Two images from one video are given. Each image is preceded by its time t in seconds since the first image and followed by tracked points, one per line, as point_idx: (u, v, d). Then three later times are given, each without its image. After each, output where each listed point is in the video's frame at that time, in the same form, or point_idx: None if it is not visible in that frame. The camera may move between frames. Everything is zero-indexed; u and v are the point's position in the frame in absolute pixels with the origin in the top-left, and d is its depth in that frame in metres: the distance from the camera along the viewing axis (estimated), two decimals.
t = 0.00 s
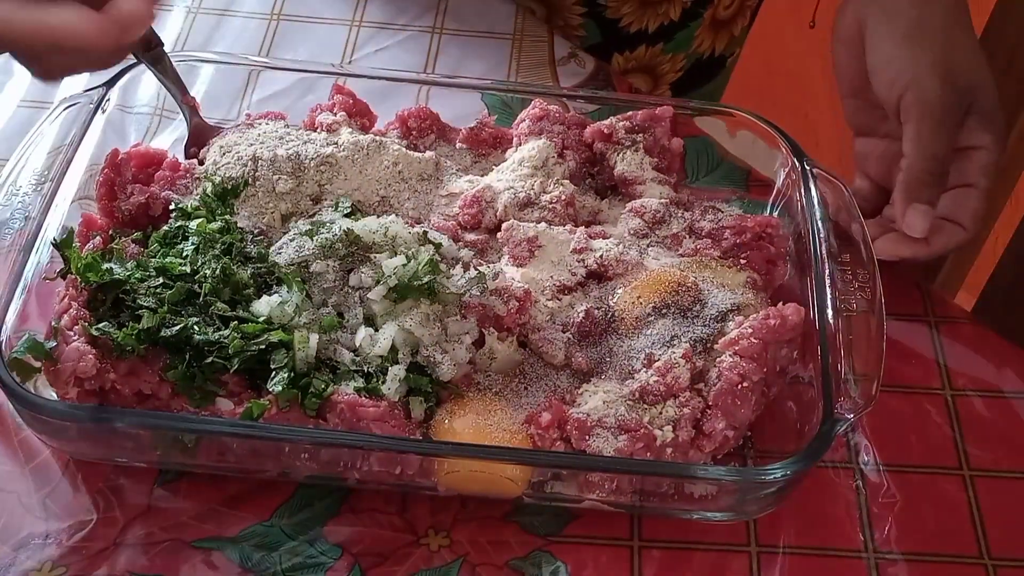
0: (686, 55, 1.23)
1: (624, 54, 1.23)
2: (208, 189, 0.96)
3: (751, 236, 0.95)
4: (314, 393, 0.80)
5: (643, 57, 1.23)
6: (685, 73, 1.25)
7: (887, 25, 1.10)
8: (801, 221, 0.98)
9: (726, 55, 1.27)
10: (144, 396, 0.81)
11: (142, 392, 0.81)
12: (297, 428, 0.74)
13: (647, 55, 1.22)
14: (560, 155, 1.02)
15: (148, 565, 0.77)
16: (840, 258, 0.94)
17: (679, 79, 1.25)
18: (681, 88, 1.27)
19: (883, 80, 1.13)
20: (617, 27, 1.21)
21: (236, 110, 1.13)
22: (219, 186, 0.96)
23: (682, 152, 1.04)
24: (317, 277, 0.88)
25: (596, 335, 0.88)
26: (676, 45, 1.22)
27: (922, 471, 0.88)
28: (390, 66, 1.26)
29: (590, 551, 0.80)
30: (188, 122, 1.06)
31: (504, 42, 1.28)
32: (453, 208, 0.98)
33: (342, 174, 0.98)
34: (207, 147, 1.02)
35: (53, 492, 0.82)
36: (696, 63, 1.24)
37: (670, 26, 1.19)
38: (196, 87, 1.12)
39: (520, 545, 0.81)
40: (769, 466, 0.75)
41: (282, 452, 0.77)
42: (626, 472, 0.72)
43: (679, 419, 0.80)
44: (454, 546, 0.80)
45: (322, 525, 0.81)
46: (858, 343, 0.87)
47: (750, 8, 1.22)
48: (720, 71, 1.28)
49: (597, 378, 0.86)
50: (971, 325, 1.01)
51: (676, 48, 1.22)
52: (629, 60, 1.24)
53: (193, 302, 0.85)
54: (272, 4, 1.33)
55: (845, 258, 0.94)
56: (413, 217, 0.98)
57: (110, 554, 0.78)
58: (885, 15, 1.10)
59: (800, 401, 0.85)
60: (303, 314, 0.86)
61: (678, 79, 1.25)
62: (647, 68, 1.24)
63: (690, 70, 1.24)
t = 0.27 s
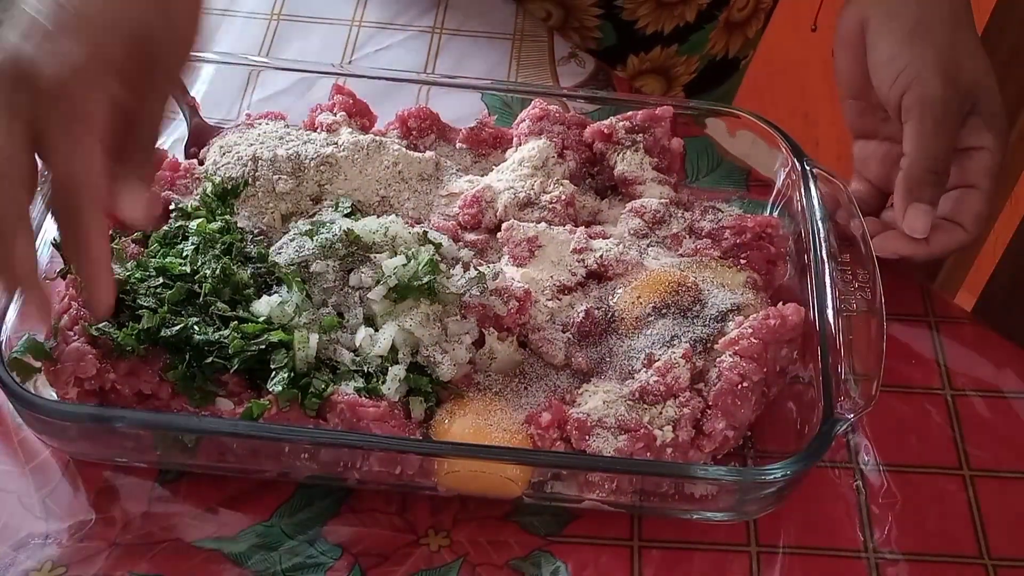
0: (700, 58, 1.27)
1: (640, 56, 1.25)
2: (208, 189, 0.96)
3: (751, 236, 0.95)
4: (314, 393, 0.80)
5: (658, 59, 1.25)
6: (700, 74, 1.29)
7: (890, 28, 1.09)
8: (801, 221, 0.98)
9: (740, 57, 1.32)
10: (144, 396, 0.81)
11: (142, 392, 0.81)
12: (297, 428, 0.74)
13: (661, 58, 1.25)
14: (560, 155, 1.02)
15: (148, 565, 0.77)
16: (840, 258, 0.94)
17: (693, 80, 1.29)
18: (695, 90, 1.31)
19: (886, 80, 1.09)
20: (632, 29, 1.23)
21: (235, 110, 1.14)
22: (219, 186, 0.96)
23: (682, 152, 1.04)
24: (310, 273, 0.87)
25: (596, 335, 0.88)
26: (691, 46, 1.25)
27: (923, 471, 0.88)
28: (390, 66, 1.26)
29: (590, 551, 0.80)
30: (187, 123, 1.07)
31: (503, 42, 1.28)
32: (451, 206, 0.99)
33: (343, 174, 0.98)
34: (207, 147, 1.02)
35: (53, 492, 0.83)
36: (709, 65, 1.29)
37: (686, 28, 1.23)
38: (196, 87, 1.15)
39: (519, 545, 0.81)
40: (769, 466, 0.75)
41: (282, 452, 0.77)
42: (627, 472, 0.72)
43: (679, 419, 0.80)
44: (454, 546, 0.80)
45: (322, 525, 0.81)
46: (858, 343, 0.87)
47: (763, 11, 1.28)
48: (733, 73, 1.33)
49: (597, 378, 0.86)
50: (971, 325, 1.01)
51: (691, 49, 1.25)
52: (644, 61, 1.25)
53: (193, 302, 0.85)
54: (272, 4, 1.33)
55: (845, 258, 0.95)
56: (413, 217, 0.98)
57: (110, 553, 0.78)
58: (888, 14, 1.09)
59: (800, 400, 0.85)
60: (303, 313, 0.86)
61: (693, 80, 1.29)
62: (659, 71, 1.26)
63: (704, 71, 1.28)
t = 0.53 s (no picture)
0: (710, 63, 1.27)
1: (651, 61, 1.26)
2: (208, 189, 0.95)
3: (752, 236, 0.95)
4: (315, 394, 0.81)
5: (669, 64, 1.26)
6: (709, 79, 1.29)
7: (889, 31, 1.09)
8: (801, 221, 0.98)
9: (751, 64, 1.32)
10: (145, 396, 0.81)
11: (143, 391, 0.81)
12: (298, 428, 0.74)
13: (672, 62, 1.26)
14: (561, 155, 1.02)
15: (148, 564, 0.77)
16: (840, 258, 0.94)
17: (702, 87, 1.30)
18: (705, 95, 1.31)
19: (882, 83, 1.10)
20: (643, 34, 1.24)
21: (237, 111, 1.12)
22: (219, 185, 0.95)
23: (683, 152, 1.04)
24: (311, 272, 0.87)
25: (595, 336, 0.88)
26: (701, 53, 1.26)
27: (923, 471, 0.88)
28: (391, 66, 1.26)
29: (590, 551, 0.80)
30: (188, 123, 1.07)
31: (504, 42, 1.28)
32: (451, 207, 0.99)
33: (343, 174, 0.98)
34: (208, 147, 1.02)
35: (53, 492, 0.83)
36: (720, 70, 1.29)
37: (697, 34, 1.24)
38: (196, 87, 1.13)
39: (519, 545, 0.81)
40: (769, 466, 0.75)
41: (282, 452, 0.77)
42: (627, 471, 0.72)
43: (679, 419, 0.80)
44: (454, 546, 0.80)
45: (322, 525, 0.81)
46: (858, 342, 0.87)
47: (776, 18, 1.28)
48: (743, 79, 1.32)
49: (598, 378, 0.86)
50: (972, 325, 1.01)
51: (702, 55, 1.26)
52: (655, 67, 1.26)
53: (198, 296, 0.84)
54: (273, 4, 1.33)
55: (845, 258, 0.95)
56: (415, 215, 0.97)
57: (110, 553, 0.78)
58: (887, 16, 1.10)
59: (800, 401, 0.85)
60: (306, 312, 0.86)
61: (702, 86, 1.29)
62: (669, 75, 1.28)
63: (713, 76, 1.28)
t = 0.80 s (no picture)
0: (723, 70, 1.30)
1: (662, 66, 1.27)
2: (209, 190, 0.96)
3: (752, 236, 0.95)
4: (314, 391, 0.80)
5: (681, 69, 1.28)
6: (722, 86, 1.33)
7: (887, 30, 1.09)
8: (801, 221, 0.98)
9: (764, 72, 1.35)
10: (145, 396, 0.81)
11: (142, 391, 0.81)
12: (299, 428, 0.74)
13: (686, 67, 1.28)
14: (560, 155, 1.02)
15: (148, 565, 0.77)
16: (840, 258, 0.94)
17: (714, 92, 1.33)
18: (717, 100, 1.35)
19: (879, 82, 1.10)
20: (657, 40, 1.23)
21: (235, 111, 1.13)
22: (219, 186, 0.96)
23: (682, 152, 1.04)
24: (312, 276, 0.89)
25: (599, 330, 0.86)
26: (715, 58, 1.28)
27: (923, 471, 0.88)
28: (392, 65, 1.26)
29: (590, 552, 0.80)
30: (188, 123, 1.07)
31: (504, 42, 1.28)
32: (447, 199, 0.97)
33: (342, 173, 0.99)
34: (208, 147, 1.02)
35: (53, 492, 0.82)
36: (732, 78, 1.32)
37: (711, 41, 1.25)
38: (196, 86, 1.13)
39: (519, 545, 0.81)
40: (770, 466, 0.75)
41: (282, 452, 0.77)
42: (626, 471, 0.72)
43: (679, 419, 0.80)
44: (454, 546, 0.80)
45: (322, 525, 0.81)
46: (858, 342, 0.87)
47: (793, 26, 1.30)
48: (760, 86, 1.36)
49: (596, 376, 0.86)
50: (972, 325, 1.01)
51: (716, 61, 1.28)
52: (667, 70, 1.28)
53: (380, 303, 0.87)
54: (272, 4, 1.33)
55: (845, 258, 0.95)
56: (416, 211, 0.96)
57: (110, 553, 0.78)
58: (886, 16, 1.10)
59: (800, 400, 0.85)
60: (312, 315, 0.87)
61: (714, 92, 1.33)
62: (681, 79, 1.30)
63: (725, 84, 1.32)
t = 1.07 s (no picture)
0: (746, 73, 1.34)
1: (689, 69, 1.31)
2: (209, 190, 0.96)
3: (751, 236, 0.95)
4: (314, 391, 0.80)
5: (708, 72, 1.32)
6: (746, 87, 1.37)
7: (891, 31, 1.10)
8: (800, 221, 0.98)
9: (782, 73, 1.39)
10: (145, 396, 0.81)
11: (143, 391, 0.81)
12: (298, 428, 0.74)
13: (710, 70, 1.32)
14: (559, 154, 1.02)
15: (148, 565, 0.77)
16: (840, 258, 0.94)
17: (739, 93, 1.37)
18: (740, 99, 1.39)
19: (885, 78, 1.10)
20: (681, 43, 1.27)
21: (235, 110, 1.12)
22: (220, 186, 0.97)
23: (682, 152, 1.04)
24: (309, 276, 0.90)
25: (597, 328, 0.88)
26: (738, 61, 1.32)
27: (922, 471, 0.88)
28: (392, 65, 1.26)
29: (590, 552, 0.80)
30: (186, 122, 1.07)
31: (504, 41, 1.28)
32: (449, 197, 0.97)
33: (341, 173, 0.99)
34: (208, 146, 1.02)
35: (52, 492, 0.82)
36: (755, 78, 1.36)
37: (737, 43, 1.29)
38: (196, 86, 1.12)
39: (519, 545, 0.81)
40: (769, 465, 0.75)
41: (282, 452, 0.77)
42: (625, 471, 0.72)
43: (679, 419, 0.80)
44: (454, 547, 0.80)
45: (322, 525, 0.81)
46: (858, 342, 0.88)
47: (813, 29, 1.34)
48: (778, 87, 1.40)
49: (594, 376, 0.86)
50: (972, 324, 1.01)
51: (739, 63, 1.32)
52: (692, 74, 1.32)
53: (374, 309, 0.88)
54: (272, 4, 1.33)
55: (845, 258, 0.95)
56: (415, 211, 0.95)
57: (110, 553, 0.78)
58: (891, 16, 1.11)
59: (800, 400, 0.85)
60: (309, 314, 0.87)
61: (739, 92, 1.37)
62: (705, 82, 1.34)
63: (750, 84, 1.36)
